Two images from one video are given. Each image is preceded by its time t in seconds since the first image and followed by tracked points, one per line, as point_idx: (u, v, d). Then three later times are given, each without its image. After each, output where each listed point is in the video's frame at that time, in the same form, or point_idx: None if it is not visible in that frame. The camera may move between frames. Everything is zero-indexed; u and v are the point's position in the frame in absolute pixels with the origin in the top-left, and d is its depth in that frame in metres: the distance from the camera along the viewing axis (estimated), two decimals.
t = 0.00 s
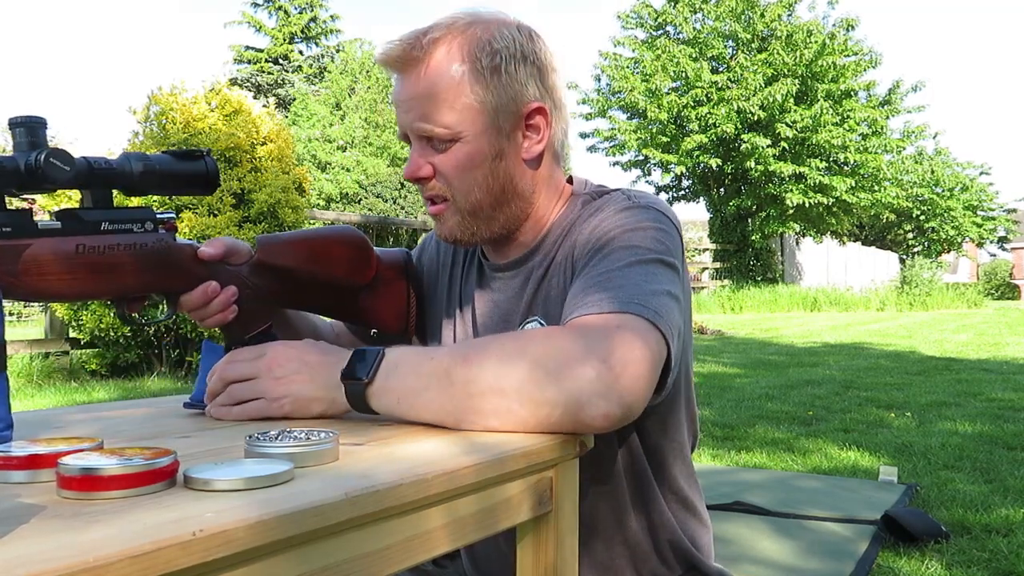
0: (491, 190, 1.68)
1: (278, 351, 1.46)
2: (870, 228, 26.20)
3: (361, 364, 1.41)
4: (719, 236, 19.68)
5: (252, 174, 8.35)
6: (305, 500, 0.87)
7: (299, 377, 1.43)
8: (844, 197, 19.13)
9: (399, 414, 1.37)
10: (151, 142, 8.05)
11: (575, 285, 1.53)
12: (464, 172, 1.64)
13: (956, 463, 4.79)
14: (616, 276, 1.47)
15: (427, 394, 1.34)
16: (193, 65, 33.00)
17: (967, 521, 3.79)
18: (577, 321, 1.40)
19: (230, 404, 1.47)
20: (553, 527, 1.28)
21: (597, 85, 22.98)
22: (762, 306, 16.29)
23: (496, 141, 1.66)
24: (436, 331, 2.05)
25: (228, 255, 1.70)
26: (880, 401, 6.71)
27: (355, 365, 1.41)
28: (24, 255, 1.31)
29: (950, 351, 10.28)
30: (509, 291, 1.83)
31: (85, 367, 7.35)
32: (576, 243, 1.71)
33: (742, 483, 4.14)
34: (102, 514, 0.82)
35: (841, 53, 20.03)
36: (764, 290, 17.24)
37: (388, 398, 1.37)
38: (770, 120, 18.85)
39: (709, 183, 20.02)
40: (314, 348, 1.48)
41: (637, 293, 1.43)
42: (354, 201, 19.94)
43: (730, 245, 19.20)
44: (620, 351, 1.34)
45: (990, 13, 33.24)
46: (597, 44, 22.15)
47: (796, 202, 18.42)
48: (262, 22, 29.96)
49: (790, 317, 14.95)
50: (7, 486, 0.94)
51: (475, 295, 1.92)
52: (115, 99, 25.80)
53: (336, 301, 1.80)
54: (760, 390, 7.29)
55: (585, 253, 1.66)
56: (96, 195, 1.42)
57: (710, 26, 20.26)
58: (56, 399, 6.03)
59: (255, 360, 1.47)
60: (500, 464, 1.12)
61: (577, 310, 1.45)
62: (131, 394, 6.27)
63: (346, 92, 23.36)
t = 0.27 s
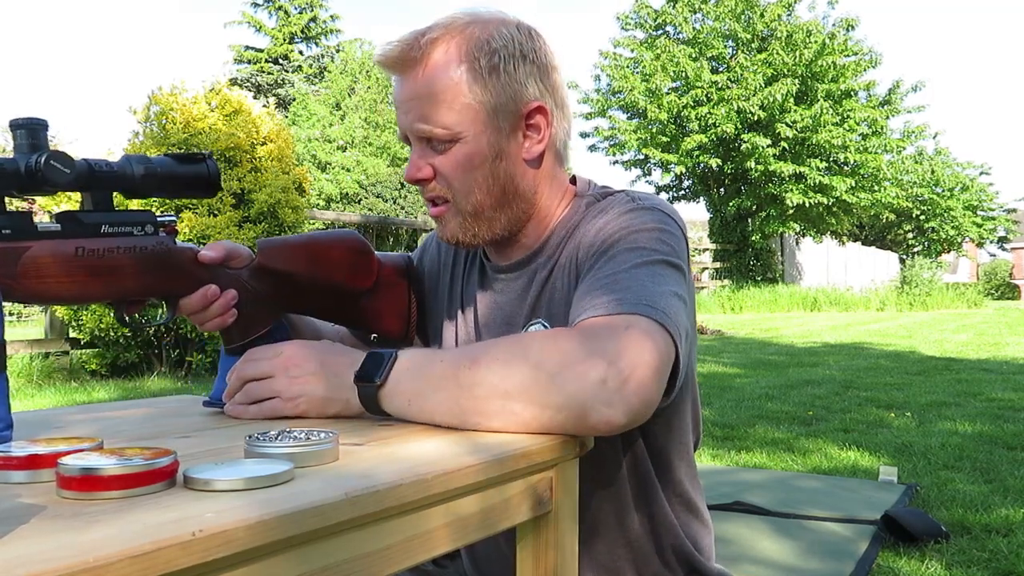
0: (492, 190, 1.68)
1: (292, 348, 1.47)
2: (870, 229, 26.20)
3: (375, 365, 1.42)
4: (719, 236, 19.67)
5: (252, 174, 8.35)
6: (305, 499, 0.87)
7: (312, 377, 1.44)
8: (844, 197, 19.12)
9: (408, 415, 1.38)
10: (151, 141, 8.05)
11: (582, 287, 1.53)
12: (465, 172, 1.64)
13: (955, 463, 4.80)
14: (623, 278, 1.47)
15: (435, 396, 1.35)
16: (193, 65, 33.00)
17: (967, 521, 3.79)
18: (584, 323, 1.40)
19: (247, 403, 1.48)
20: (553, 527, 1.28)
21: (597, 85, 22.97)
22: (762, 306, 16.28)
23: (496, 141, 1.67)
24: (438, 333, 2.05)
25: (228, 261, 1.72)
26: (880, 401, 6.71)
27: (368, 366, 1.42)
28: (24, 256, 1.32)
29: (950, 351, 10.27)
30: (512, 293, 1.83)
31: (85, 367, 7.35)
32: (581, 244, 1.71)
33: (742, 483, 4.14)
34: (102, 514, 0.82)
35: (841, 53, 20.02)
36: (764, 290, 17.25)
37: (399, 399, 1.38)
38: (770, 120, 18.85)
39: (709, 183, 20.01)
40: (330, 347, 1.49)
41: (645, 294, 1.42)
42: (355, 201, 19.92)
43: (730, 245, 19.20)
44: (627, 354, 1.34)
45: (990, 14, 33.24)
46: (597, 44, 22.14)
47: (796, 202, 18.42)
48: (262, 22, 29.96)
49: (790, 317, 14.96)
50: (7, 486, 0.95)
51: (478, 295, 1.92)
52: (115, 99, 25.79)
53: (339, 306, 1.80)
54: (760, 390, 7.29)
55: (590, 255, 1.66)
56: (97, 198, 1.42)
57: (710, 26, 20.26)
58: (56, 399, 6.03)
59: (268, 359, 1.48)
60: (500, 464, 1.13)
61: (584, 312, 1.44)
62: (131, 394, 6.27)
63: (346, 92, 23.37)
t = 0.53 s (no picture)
0: (499, 189, 1.68)
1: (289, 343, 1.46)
2: (869, 229, 26.19)
3: (375, 363, 1.42)
4: (719, 236, 19.65)
5: (252, 174, 8.36)
6: (304, 499, 0.87)
7: (313, 374, 1.43)
8: (844, 197, 19.11)
9: (410, 409, 1.39)
10: (151, 141, 8.05)
11: (584, 289, 1.53)
12: (471, 171, 1.64)
13: (955, 463, 4.79)
14: (625, 277, 1.46)
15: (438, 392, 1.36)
16: (193, 65, 32.99)
17: (967, 521, 3.79)
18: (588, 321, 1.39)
19: (249, 403, 1.48)
20: (551, 527, 1.28)
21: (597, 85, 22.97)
22: (762, 306, 16.27)
23: (502, 140, 1.66)
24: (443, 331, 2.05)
25: (229, 268, 1.70)
26: (880, 401, 6.70)
27: (368, 363, 1.42)
28: (24, 260, 1.32)
29: (950, 351, 10.27)
30: (517, 293, 1.82)
31: (85, 367, 7.35)
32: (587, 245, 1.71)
33: (742, 483, 4.14)
34: (100, 513, 0.82)
35: (841, 53, 20.03)
36: (764, 290, 17.24)
37: (400, 395, 1.39)
38: (770, 120, 18.85)
39: (709, 183, 20.01)
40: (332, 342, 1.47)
41: (645, 295, 1.42)
42: (355, 201, 19.89)
43: (729, 245, 19.19)
44: (624, 355, 1.32)
45: (990, 14, 33.25)
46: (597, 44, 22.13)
47: (796, 202, 18.41)
48: (262, 22, 29.95)
49: (790, 317, 14.95)
50: (6, 486, 0.94)
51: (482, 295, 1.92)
52: (115, 99, 25.76)
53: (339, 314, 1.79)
54: (760, 390, 7.29)
55: (592, 256, 1.66)
56: (100, 204, 1.42)
57: (710, 26, 20.25)
58: (55, 399, 6.02)
59: (268, 355, 1.47)
60: (498, 464, 1.12)
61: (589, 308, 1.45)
62: (131, 394, 6.27)
63: (346, 92, 23.36)
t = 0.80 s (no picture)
0: (515, 185, 1.69)
1: (215, 347, 1.37)
2: (870, 229, 26.19)
3: (314, 365, 1.35)
4: (719, 236, 19.64)
5: (252, 174, 8.36)
6: (304, 500, 0.87)
7: (246, 379, 1.36)
8: (844, 197, 19.12)
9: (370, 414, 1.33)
10: (151, 141, 8.04)
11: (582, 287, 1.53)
12: (488, 166, 1.65)
13: (955, 463, 4.79)
14: (623, 278, 1.47)
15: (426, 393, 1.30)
16: (192, 65, 32.99)
17: (967, 521, 3.79)
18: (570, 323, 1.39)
19: (168, 412, 1.37)
20: (552, 527, 1.28)
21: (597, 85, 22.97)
22: (762, 307, 16.29)
23: (522, 136, 1.67)
24: (448, 326, 2.06)
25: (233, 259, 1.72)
26: (880, 401, 6.71)
27: (307, 366, 1.35)
28: (22, 255, 1.31)
29: (950, 351, 10.27)
30: (523, 293, 1.83)
31: (85, 367, 7.35)
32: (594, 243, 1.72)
33: (742, 483, 4.14)
34: (101, 514, 0.82)
35: (841, 53, 20.03)
36: (764, 290, 17.25)
37: (349, 397, 1.33)
38: (770, 120, 18.85)
39: (709, 183, 20.00)
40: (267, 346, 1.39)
41: (637, 296, 1.41)
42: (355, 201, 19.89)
43: (730, 245, 19.20)
44: (614, 355, 1.33)
45: (989, 13, 33.27)
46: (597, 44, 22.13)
47: (795, 202, 18.42)
48: (261, 22, 29.97)
49: (790, 317, 14.95)
50: (6, 487, 0.95)
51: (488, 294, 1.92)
52: (115, 100, 25.76)
53: (343, 302, 1.81)
54: (760, 390, 7.29)
55: (597, 253, 1.66)
56: (97, 198, 1.41)
57: (710, 26, 20.26)
58: (55, 399, 6.03)
59: (188, 359, 1.38)
60: (496, 465, 1.12)
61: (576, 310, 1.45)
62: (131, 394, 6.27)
63: (346, 92, 23.34)
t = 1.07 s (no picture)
0: (507, 188, 1.68)
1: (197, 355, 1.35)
2: (870, 229, 26.17)
3: (298, 373, 1.34)
4: (719, 236, 19.63)
5: (252, 174, 8.37)
6: (303, 500, 0.88)
7: (229, 390, 1.33)
8: (844, 197, 19.12)
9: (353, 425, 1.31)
10: (151, 141, 8.05)
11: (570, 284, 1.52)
12: (480, 167, 1.64)
13: (955, 463, 4.79)
14: (609, 276, 1.47)
15: (420, 403, 1.28)
16: (192, 64, 32.99)
17: (967, 521, 3.79)
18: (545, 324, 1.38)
19: (144, 414, 1.35)
20: (553, 528, 1.28)
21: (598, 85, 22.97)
22: (762, 307, 16.28)
23: (517, 139, 1.66)
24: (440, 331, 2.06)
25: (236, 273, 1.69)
26: (880, 401, 6.71)
27: (290, 378, 1.33)
28: (24, 262, 1.31)
29: (950, 351, 10.27)
30: (515, 296, 1.83)
31: (86, 368, 7.36)
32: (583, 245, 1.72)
33: (742, 483, 4.14)
34: (101, 514, 0.82)
35: (841, 53, 20.03)
36: (764, 290, 17.25)
37: (330, 407, 1.32)
38: (770, 120, 18.86)
39: (709, 183, 20.01)
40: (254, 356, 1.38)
41: (625, 296, 1.42)
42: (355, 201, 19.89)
43: (730, 245, 19.20)
44: (604, 355, 1.34)
45: (989, 13, 33.28)
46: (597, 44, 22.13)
47: (795, 202, 18.41)
48: (262, 22, 29.97)
49: (790, 317, 14.95)
50: (7, 486, 0.95)
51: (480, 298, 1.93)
52: (115, 100, 25.76)
53: (346, 321, 1.84)
54: (760, 390, 7.30)
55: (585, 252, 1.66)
56: (101, 206, 1.42)
57: (710, 26, 20.28)
58: (55, 399, 6.03)
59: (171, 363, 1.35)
60: (499, 465, 1.13)
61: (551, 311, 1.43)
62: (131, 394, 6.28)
63: (346, 92, 23.30)
